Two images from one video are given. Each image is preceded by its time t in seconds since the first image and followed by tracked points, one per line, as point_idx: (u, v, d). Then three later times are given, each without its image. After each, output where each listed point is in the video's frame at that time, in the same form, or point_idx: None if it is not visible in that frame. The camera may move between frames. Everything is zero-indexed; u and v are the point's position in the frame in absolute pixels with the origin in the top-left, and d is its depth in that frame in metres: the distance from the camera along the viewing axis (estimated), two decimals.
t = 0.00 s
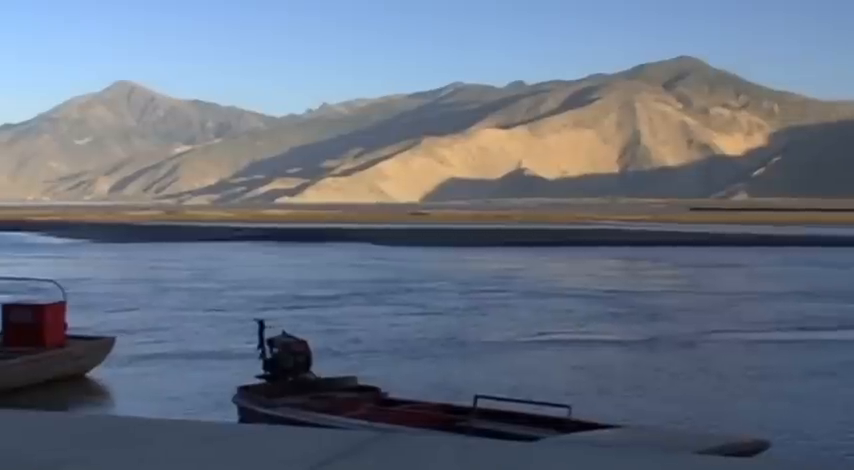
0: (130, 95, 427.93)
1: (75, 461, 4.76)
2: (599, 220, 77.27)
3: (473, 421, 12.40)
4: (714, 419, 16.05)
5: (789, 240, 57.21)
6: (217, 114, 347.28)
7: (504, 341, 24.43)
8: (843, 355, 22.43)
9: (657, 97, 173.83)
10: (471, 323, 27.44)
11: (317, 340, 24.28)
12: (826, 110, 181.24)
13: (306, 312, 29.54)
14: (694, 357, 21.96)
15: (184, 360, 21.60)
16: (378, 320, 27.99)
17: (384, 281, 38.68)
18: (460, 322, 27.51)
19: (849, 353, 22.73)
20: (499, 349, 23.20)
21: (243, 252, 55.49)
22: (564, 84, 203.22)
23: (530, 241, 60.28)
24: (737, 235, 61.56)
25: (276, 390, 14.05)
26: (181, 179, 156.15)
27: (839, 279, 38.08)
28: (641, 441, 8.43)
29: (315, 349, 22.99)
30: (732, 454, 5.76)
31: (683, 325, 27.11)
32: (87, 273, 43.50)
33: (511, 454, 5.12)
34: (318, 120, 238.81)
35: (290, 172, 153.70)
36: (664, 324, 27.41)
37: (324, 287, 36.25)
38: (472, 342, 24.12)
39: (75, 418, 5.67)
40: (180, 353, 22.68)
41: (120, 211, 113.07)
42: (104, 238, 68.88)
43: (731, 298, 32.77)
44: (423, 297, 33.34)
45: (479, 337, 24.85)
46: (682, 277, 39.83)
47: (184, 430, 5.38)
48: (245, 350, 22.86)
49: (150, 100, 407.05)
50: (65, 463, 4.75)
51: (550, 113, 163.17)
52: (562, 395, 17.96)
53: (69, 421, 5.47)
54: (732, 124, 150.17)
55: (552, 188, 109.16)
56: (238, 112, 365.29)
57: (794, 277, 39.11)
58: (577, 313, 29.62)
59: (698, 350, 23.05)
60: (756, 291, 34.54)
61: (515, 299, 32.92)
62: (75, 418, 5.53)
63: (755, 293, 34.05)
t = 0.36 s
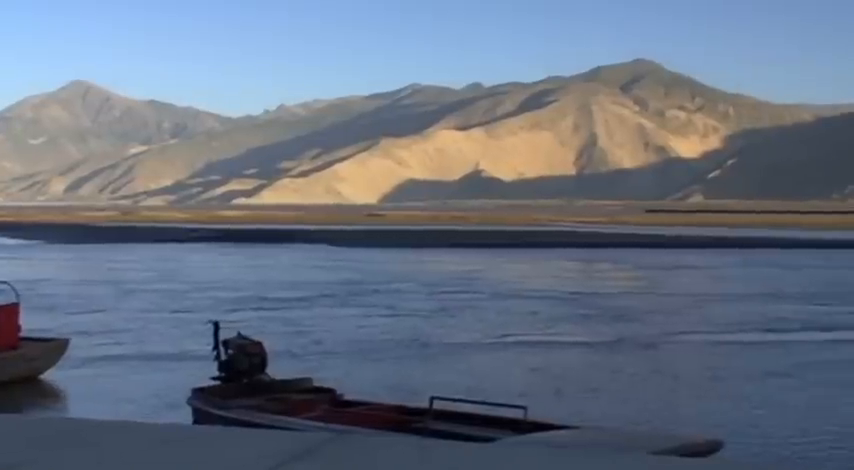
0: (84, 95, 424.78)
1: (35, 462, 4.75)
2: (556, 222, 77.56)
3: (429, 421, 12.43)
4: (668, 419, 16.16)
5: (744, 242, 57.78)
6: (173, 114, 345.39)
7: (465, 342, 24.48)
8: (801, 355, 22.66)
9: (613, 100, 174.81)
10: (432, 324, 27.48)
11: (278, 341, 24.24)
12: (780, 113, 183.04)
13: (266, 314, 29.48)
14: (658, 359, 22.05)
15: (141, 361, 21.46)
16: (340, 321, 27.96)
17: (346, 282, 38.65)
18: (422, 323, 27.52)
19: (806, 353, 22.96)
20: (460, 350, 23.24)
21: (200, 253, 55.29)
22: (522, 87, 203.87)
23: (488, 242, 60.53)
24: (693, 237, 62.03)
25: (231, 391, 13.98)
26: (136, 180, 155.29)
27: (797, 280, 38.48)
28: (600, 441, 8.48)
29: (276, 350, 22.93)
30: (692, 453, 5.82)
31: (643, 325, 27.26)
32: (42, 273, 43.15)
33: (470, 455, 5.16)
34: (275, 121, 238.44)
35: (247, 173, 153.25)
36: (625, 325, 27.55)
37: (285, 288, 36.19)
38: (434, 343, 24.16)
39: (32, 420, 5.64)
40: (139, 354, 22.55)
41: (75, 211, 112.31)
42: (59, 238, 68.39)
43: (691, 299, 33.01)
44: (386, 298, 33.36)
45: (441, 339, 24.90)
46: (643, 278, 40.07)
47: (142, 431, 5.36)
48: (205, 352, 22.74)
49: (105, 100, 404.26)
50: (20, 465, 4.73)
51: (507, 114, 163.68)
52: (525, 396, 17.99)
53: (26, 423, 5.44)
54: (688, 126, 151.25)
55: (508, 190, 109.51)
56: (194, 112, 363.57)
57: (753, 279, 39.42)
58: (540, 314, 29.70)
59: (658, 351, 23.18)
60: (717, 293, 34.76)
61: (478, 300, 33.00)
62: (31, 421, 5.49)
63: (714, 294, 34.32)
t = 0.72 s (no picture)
0: (38, 96, 421.24)
1: None
2: (514, 224, 77.86)
3: (385, 424, 12.39)
4: (625, 421, 16.24)
5: (701, 244, 58.25)
6: (128, 117, 343.24)
7: (431, 344, 24.46)
8: (761, 356, 22.85)
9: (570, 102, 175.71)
10: (396, 326, 27.45)
11: (241, 345, 24.14)
12: (735, 116, 184.48)
13: (229, 316, 29.39)
14: (624, 360, 22.16)
15: (100, 365, 21.34)
16: (304, 323, 27.88)
17: (312, 285, 38.52)
18: (387, 326, 27.51)
19: (768, 354, 23.16)
20: (422, 353, 23.24)
21: (158, 256, 55.05)
22: (479, 89, 204.45)
23: (445, 245, 60.62)
24: (650, 238, 62.50)
25: (186, 395, 13.93)
26: (91, 183, 154.28)
27: (757, 282, 38.81)
28: (561, 442, 8.55)
29: (236, 353, 22.85)
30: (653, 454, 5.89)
31: (608, 327, 27.38)
32: None
33: (418, 457, 5.21)
34: (231, 123, 237.41)
35: (203, 175, 152.75)
36: (589, 326, 27.58)
37: (250, 291, 36.07)
38: (398, 346, 24.14)
39: None
40: (101, 357, 22.42)
41: (30, 214, 111.47)
42: (14, 241, 67.83)
43: (655, 301, 33.14)
44: (352, 301, 33.31)
45: (405, 341, 24.86)
46: (607, 280, 40.23)
47: (87, 434, 5.37)
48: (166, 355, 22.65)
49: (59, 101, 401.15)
50: None
51: (465, 116, 164.08)
52: (492, 398, 18.03)
53: None
54: (644, 129, 152.22)
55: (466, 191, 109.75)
56: (149, 114, 361.52)
57: (713, 280, 39.76)
58: (507, 316, 29.71)
59: (623, 353, 23.27)
60: (681, 294, 35.00)
61: (445, 302, 32.99)
62: None
63: (676, 296, 34.49)
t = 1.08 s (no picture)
0: None
1: None
2: (467, 224, 77.95)
3: (338, 423, 12.33)
4: (579, 420, 16.27)
5: (655, 243, 58.59)
6: (78, 117, 340.27)
7: (389, 345, 24.39)
8: (716, 356, 22.94)
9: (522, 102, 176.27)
10: (353, 327, 27.36)
11: (196, 345, 23.96)
12: (687, 116, 185.68)
13: (186, 316, 29.19)
14: (585, 361, 22.21)
15: (52, 366, 21.12)
16: (262, 323, 27.72)
17: (269, 285, 38.30)
18: (345, 326, 27.42)
19: (724, 353, 23.27)
20: (379, 352, 23.16)
21: (110, 255, 54.63)
22: (432, 89, 204.57)
23: (398, 245, 60.52)
24: (604, 238, 62.78)
25: (134, 396, 13.76)
26: (41, 182, 152.69)
27: (713, 281, 39.01)
28: (519, 440, 8.54)
29: (192, 354, 22.69)
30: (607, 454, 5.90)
31: (565, 327, 27.43)
32: None
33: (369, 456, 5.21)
34: (182, 122, 235.77)
35: (155, 174, 151.74)
36: (547, 326, 27.62)
37: (208, 291, 35.87)
38: (356, 346, 24.08)
39: None
40: (53, 358, 22.17)
41: None
42: None
43: (614, 301, 33.26)
44: (310, 301, 33.18)
45: (364, 341, 24.78)
46: (564, 280, 40.30)
47: (34, 435, 5.33)
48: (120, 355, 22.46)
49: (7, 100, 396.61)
50: None
51: (418, 116, 164.12)
52: (450, 399, 18.01)
53: None
54: (596, 129, 152.96)
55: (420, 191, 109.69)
56: (100, 112, 358.55)
57: (669, 280, 39.99)
58: (467, 316, 29.69)
59: (581, 353, 23.31)
60: (639, 294, 35.15)
61: (405, 302, 32.93)
62: None
63: (633, 296, 34.63)
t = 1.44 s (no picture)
0: None
1: None
2: (418, 222, 77.93)
3: (287, 422, 12.31)
4: (530, 417, 16.36)
5: (607, 242, 58.87)
6: (24, 114, 336.37)
7: (345, 343, 24.34)
8: (670, 353, 23.10)
9: (472, 101, 176.64)
10: (310, 324, 27.28)
11: (151, 344, 23.79)
12: (636, 115, 186.83)
13: (141, 315, 28.96)
14: (543, 358, 22.28)
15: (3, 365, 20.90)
16: (218, 322, 27.60)
17: (225, 283, 38.10)
18: (303, 325, 27.33)
19: (679, 350, 23.44)
20: (335, 351, 23.11)
21: (59, 254, 54.07)
22: (382, 87, 204.42)
23: (351, 243, 60.38)
24: (555, 236, 63.02)
25: (80, 396, 13.61)
26: None
27: (667, 279, 39.29)
28: (472, 438, 8.57)
29: (147, 353, 22.52)
30: (556, 456, 5.95)
31: (521, 325, 27.50)
32: None
33: (315, 456, 5.25)
34: (130, 120, 233.90)
35: (103, 172, 150.41)
36: (504, 324, 27.66)
37: (162, 289, 35.60)
38: (312, 344, 24.02)
39: None
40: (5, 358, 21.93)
41: None
42: None
43: (572, 299, 33.39)
44: (266, 300, 33.04)
45: (320, 340, 24.72)
46: (519, 278, 40.38)
47: None
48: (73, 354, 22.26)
49: None
50: None
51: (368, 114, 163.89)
52: (406, 397, 18.00)
53: None
54: (546, 128, 153.58)
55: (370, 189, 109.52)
56: (46, 109, 354.71)
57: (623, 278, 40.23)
58: (424, 314, 29.69)
59: (538, 350, 23.39)
60: (595, 292, 35.33)
61: (364, 301, 32.89)
62: None
63: (589, 294, 34.80)
